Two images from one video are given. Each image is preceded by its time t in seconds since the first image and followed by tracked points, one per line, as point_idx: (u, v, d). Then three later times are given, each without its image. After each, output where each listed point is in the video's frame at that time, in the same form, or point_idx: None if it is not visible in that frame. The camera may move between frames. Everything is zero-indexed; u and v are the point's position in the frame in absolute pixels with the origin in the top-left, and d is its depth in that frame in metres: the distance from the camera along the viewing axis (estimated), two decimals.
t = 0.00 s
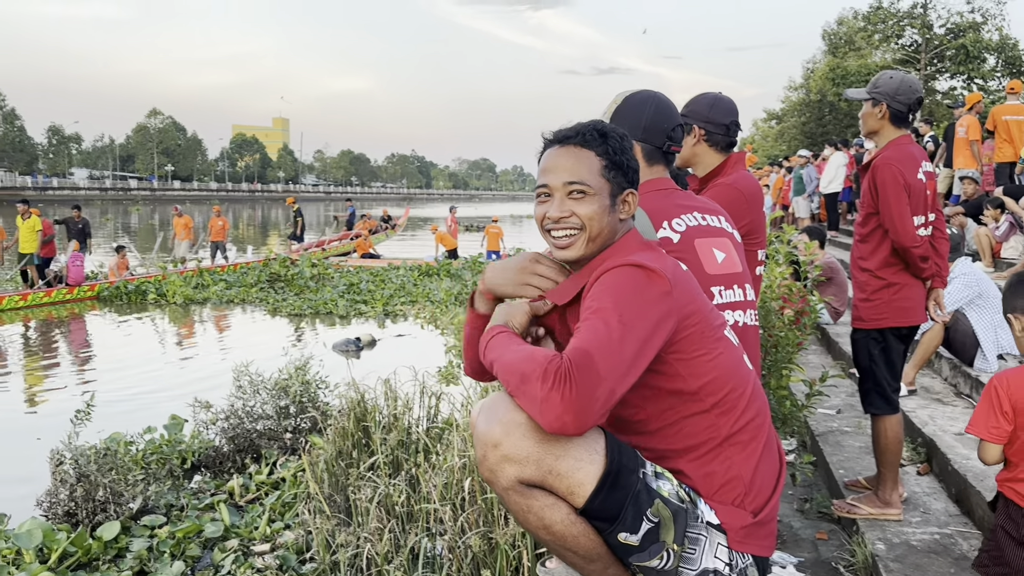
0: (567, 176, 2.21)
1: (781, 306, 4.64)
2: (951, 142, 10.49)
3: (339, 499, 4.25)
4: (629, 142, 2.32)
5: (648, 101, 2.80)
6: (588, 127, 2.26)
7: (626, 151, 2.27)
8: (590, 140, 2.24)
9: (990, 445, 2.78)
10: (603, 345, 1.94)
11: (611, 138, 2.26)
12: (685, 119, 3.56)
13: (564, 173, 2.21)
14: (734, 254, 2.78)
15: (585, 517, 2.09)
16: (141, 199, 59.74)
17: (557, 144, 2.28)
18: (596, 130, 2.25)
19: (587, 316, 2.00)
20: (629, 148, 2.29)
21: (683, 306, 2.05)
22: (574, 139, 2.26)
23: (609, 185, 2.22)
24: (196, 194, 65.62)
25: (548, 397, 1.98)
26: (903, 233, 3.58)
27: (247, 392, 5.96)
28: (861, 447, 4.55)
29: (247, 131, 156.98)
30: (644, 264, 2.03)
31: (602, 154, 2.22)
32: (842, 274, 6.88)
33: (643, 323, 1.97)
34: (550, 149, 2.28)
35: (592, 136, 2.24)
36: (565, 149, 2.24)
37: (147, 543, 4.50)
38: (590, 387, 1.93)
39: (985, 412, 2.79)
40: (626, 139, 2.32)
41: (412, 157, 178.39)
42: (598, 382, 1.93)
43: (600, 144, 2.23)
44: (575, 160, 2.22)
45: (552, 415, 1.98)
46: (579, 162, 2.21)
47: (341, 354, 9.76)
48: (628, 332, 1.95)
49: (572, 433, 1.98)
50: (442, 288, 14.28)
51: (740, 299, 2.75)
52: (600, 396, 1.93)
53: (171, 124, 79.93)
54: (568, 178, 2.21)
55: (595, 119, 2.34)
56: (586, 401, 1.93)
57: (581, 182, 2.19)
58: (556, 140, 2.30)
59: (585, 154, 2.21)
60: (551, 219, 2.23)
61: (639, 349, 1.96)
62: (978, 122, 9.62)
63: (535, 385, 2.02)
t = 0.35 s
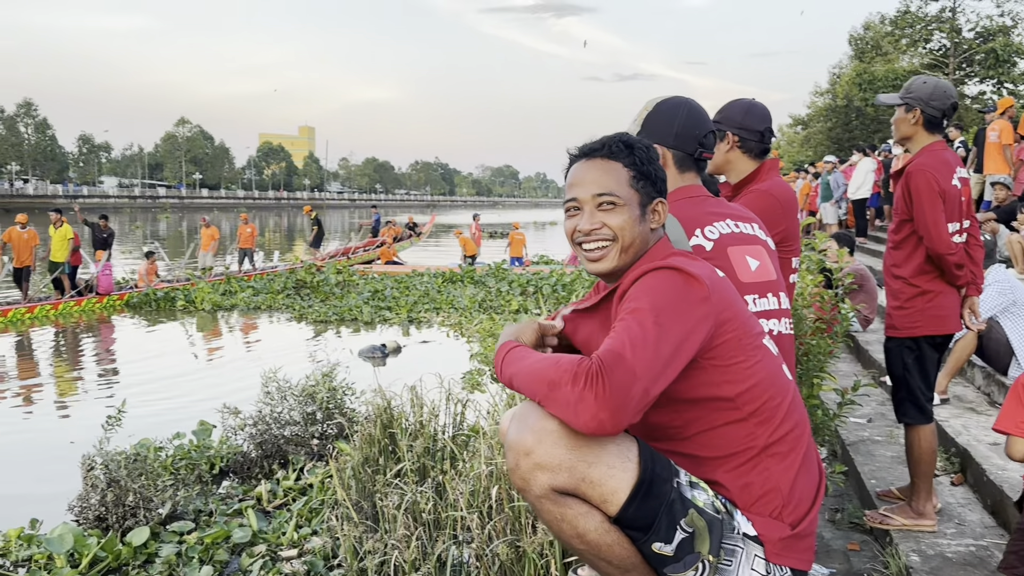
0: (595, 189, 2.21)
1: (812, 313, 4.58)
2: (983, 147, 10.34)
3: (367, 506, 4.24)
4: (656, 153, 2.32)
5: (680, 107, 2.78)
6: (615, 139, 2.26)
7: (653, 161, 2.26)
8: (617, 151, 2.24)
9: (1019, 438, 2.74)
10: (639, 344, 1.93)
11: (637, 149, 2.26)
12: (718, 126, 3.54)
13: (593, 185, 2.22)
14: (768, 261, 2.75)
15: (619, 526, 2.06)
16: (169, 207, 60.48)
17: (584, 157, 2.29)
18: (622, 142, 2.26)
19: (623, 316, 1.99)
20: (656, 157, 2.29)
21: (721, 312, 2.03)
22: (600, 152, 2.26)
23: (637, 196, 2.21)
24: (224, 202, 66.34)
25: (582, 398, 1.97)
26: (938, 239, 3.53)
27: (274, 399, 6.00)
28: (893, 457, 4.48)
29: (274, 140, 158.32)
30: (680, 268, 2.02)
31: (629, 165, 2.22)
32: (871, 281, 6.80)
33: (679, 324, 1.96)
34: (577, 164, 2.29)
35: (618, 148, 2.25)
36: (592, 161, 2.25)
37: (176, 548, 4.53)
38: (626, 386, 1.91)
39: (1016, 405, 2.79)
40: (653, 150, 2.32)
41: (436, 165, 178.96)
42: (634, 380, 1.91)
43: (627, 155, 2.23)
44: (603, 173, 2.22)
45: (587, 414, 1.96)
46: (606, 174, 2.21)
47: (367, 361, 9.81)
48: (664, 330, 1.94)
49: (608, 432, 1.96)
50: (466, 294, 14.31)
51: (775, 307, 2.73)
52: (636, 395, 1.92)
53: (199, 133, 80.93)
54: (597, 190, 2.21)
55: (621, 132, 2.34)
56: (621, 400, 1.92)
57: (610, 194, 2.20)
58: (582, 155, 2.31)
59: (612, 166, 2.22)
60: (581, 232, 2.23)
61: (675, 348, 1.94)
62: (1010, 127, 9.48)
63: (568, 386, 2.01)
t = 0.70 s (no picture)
0: (620, 202, 2.19)
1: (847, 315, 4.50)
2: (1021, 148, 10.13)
3: (396, 509, 4.24)
4: (680, 157, 2.27)
5: (716, 106, 2.73)
6: (636, 149, 2.23)
7: (679, 168, 2.22)
8: (640, 161, 2.20)
9: None
10: (662, 320, 1.96)
11: (661, 157, 2.22)
12: (754, 126, 3.49)
13: (618, 199, 2.19)
14: (808, 263, 2.71)
15: (666, 535, 2.05)
16: (201, 210, 61.18)
17: (606, 171, 2.26)
18: (644, 151, 2.22)
19: (654, 301, 2.03)
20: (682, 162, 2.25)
21: (761, 312, 2.02)
22: (623, 164, 2.23)
23: (664, 206, 2.18)
24: (254, 205, 67.00)
25: (605, 368, 2.03)
26: (979, 242, 3.46)
27: (305, 400, 6.03)
28: (931, 463, 4.38)
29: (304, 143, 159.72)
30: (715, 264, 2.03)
31: (654, 174, 2.19)
32: (907, 284, 6.68)
33: (709, 311, 1.97)
34: (600, 177, 2.26)
35: (641, 158, 2.21)
36: (615, 175, 2.22)
37: (207, 550, 4.56)
38: (650, 359, 1.95)
39: None
40: (679, 154, 2.28)
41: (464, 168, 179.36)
42: (655, 348, 1.95)
43: (650, 164, 2.20)
44: (627, 185, 2.19)
45: (611, 383, 2.02)
46: (630, 185, 2.18)
47: (396, 363, 9.82)
48: (690, 311, 1.96)
49: (633, 401, 2.00)
50: (494, 297, 14.29)
51: (814, 311, 2.68)
52: (659, 368, 1.95)
53: (230, 137, 81.83)
54: (622, 203, 2.18)
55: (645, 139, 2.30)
56: (645, 369, 1.96)
57: (636, 206, 2.17)
58: (604, 166, 2.28)
59: (636, 177, 2.19)
60: (611, 247, 2.21)
61: (702, 330, 1.95)
62: None
63: (597, 363, 2.06)
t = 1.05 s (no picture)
0: (633, 217, 2.15)
1: (878, 316, 4.42)
2: None
3: (420, 510, 4.22)
4: (694, 157, 2.22)
5: (745, 104, 2.68)
6: (645, 158, 2.17)
7: (692, 171, 2.17)
8: (651, 171, 2.15)
9: None
10: (690, 320, 1.92)
11: (672, 163, 2.16)
12: (786, 124, 3.44)
13: (631, 214, 2.16)
14: (840, 264, 2.66)
15: (692, 543, 2.01)
16: (230, 212, 61.82)
17: (616, 182, 2.21)
18: (653, 159, 2.17)
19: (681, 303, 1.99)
20: (696, 163, 2.20)
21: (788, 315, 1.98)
22: (632, 175, 2.18)
23: (678, 215, 2.14)
24: (283, 207, 67.58)
25: (633, 370, 1.99)
26: (1014, 243, 3.37)
27: (331, 401, 6.04)
28: (964, 469, 4.29)
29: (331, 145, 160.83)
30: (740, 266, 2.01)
31: (666, 184, 2.14)
32: (940, 286, 6.56)
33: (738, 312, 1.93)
34: (611, 191, 2.22)
35: (651, 166, 2.16)
36: (626, 187, 2.18)
37: (233, 550, 4.58)
38: (678, 360, 1.90)
39: None
40: (693, 154, 2.22)
41: (490, 169, 179.56)
42: (685, 349, 1.90)
43: (661, 172, 2.15)
44: (638, 198, 2.15)
45: (640, 385, 1.97)
46: (642, 199, 2.14)
47: (422, 364, 9.84)
48: (718, 312, 1.92)
49: (662, 403, 1.95)
50: (519, 298, 14.27)
51: (846, 312, 2.63)
52: (687, 370, 1.90)
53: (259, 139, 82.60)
54: (635, 219, 2.15)
55: (657, 141, 2.24)
56: (674, 371, 1.91)
57: (650, 222, 2.13)
58: (615, 177, 2.24)
59: (647, 188, 2.14)
60: (628, 263, 2.19)
61: (730, 331, 1.91)
62: None
63: (624, 365, 2.01)
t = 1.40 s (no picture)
0: (659, 202, 2.14)
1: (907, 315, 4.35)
2: None
3: (443, 508, 4.21)
4: (733, 149, 2.18)
5: (773, 99, 2.65)
6: (682, 144, 2.15)
7: (727, 164, 2.13)
8: (684, 158, 2.13)
9: None
10: (713, 322, 1.90)
11: (709, 152, 2.13)
12: (813, 121, 3.39)
13: (657, 200, 2.15)
14: (871, 262, 2.62)
15: (715, 545, 1.98)
16: (256, 211, 62.30)
17: (651, 166, 2.20)
18: (690, 145, 2.15)
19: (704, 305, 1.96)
20: (734, 157, 2.16)
21: (812, 313, 1.95)
22: (666, 160, 2.17)
23: (706, 207, 2.11)
24: (307, 206, 68.00)
25: (654, 373, 1.96)
26: None
27: (354, 399, 6.06)
28: (995, 472, 4.22)
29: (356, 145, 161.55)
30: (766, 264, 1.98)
31: (698, 172, 2.11)
32: (970, 285, 6.46)
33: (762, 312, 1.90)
34: (645, 174, 2.21)
35: (685, 153, 2.14)
36: (658, 172, 2.17)
37: (258, 546, 4.61)
38: (700, 363, 1.88)
39: None
40: (732, 147, 2.18)
41: (514, 169, 179.57)
42: (706, 352, 1.88)
43: (695, 160, 2.12)
44: (668, 183, 2.14)
45: (661, 390, 1.95)
46: (671, 185, 2.13)
47: (445, 362, 9.85)
48: (741, 312, 1.90)
49: (684, 407, 1.93)
50: (542, 297, 14.24)
51: (877, 311, 2.59)
52: (709, 373, 1.88)
53: (284, 139, 83.17)
54: (660, 204, 2.14)
55: (698, 128, 2.21)
56: (696, 375, 1.89)
57: (675, 209, 2.12)
58: (651, 161, 2.23)
59: (679, 174, 2.13)
60: (650, 248, 2.19)
61: (754, 332, 1.89)
62: None
63: (646, 368, 1.99)
